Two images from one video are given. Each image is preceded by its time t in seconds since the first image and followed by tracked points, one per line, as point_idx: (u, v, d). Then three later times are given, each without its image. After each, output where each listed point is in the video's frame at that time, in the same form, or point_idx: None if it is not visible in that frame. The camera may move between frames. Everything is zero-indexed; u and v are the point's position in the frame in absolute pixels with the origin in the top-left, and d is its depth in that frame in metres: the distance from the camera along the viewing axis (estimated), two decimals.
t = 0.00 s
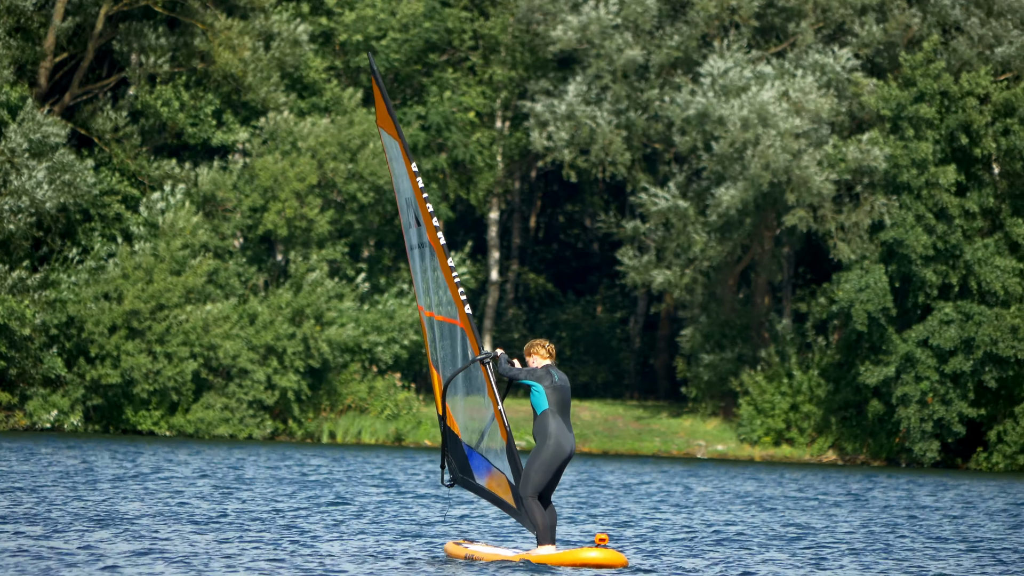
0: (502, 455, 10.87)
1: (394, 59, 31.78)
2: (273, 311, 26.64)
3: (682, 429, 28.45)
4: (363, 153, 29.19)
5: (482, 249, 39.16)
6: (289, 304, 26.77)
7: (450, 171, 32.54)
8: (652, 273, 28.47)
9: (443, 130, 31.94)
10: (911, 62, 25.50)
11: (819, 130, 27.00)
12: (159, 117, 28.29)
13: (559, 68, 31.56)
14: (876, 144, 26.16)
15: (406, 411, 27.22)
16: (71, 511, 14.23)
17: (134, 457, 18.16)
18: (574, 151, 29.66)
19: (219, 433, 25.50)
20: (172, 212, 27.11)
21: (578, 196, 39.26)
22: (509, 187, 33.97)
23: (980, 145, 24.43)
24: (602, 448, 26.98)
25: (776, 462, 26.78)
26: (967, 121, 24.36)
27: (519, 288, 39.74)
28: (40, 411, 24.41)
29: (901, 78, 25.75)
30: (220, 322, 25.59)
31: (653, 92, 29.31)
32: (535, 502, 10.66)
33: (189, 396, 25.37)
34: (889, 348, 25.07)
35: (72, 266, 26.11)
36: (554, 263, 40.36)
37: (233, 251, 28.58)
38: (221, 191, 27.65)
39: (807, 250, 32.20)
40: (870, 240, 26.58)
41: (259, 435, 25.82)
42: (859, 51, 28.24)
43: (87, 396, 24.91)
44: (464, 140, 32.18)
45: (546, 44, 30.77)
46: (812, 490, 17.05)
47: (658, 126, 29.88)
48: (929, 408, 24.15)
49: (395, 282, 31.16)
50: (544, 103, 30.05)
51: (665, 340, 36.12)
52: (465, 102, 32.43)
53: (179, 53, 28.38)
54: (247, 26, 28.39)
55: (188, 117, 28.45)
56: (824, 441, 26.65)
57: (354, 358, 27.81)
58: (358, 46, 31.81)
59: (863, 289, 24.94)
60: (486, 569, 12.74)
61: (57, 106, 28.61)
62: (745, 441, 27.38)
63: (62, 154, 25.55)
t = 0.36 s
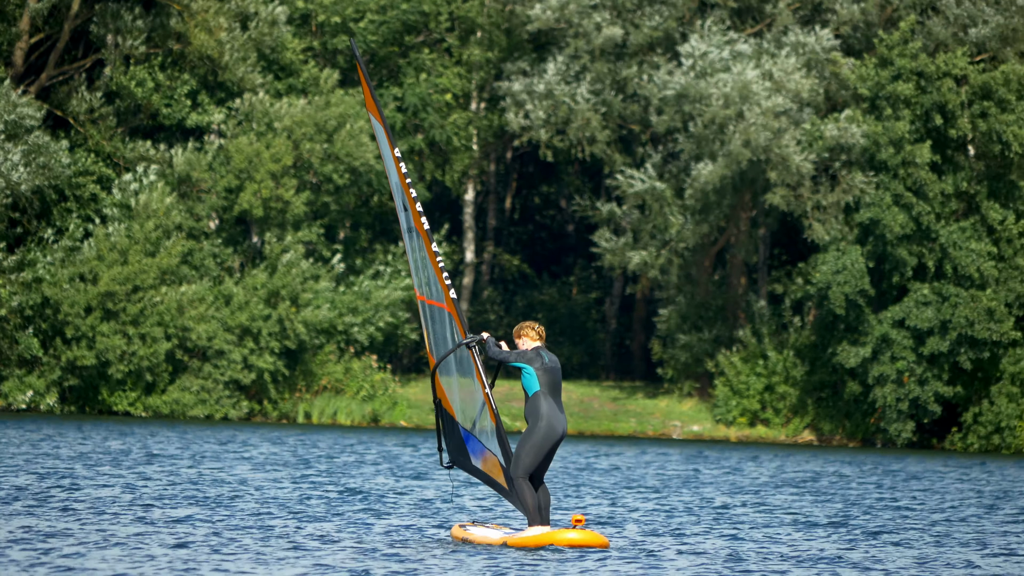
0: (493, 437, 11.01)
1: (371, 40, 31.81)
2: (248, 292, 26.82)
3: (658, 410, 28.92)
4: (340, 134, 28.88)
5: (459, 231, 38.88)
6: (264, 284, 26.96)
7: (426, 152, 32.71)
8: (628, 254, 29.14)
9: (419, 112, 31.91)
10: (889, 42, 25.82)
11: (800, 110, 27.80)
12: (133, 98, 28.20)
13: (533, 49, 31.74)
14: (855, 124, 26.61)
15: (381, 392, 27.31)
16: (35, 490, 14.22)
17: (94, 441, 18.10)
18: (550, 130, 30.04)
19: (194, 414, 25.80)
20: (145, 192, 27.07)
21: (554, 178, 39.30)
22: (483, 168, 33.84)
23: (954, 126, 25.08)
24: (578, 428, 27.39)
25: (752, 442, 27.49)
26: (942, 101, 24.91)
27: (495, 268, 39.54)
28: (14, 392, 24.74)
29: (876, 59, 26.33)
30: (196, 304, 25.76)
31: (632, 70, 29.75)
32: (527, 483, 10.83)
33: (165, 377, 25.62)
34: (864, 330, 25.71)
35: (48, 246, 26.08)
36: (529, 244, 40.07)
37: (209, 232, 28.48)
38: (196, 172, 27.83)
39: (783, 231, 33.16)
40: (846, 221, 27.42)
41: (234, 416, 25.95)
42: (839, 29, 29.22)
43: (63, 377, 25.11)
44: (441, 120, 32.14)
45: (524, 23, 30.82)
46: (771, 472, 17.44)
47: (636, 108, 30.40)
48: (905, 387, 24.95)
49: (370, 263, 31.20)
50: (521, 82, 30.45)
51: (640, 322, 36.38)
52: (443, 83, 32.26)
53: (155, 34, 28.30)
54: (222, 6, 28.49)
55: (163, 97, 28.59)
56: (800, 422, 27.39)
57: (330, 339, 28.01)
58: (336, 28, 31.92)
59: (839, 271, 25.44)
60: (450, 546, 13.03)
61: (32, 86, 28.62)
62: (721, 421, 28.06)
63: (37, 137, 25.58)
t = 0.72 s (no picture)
0: (489, 426, 10.85)
1: (353, 30, 31.95)
2: (228, 280, 26.92)
3: (638, 399, 29.25)
4: (320, 122, 28.88)
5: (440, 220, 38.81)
6: (244, 273, 27.04)
7: (407, 140, 32.73)
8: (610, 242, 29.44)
9: (400, 101, 31.97)
10: (871, 29, 26.46)
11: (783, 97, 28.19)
12: (113, 87, 28.17)
13: (514, 37, 31.85)
14: (837, 108, 27.06)
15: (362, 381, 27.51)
16: (13, 481, 14.18)
17: (66, 431, 18.11)
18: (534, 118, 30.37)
19: (175, 402, 25.92)
20: (125, 181, 27.06)
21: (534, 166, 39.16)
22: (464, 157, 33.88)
23: (936, 111, 25.29)
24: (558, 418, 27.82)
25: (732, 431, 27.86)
26: (926, 83, 25.25)
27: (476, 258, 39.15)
28: None
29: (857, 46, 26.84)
30: (176, 293, 25.87)
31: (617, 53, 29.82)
32: (525, 472, 10.69)
33: (145, 366, 25.70)
34: (845, 319, 26.36)
35: (28, 234, 26.08)
36: (510, 234, 39.91)
37: (189, 221, 28.57)
38: (175, 160, 27.71)
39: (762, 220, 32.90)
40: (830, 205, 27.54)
41: (216, 405, 26.15)
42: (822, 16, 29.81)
43: (44, 366, 25.19)
44: (423, 109, 32.30)
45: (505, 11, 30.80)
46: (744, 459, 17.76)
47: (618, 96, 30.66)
48: (886, 375, 25.62)
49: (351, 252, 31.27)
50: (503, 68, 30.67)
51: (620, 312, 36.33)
52: (424, 72, 32.20)
53: (136, 23, 28.16)
54: None
55: (142, 86, 28.38)
56: (781, 411, 27.82)
57: (311, 329, 28.14)
58: (319, 16, 31.79)
59: (823, 259, 25.94)
60: (424, 532, 13.27)
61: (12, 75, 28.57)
62: (701, 411, 28.42)
63: (17, 126, 25.52)
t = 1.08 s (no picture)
0: (488, 422, 10.78)
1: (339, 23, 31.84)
2: (214, 276, 27.01)
3: (625, 393, 29.36)
4: (304, 116, 28.95)
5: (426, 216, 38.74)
6: (231, 268, 27.14)
7: (394, 134, 32.65)
8: (597, 237, 29.51)
9: (387, 96, 31.90)
10: (862, 24, 26.67)
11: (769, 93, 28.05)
12: (100, 82, 28.12)
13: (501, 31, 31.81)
14: (825, 102, 27.00)
15: (348, 375, 27.56)
16: None
17: (40, 424, 18.04)
18: (520, 112, 30.56)
19: (161, 398, 26.09)
20: (109, 175, 27.05)
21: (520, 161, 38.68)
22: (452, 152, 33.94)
23: (925, 101, 25.50)
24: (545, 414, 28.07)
25: (719, 426, 28.00)
26: (916, 73, 25.38)
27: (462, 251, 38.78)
28: None
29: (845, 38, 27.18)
30: (162, 287, 25.98)
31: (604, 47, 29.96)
32: (527, 466, 10.67)
33: (131, 360, 25.80)
34: (832, 312, 26.64)
35: (14, 230, 26.13)
36: (495, 229, 39.77)
37: (175, 216, 28.59)
38: (162, 155, 27.73)
39: (749, 215, 32.90)
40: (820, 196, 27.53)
41: (201, 400, 26.27)
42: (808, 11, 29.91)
43: (29, 360, 25.20)
44: (409, 104, 32.18)
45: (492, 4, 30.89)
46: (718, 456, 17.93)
47: (605, 90, 30.67)
48: (873, 368, 25.97)
49: (337, 247, 31.23)
50: (490, 62, 30.82)
51: (606, 307, 36.25)
52: (410, 67, 32.34)
53: (122, 18, 28.11)
54: None
55: (128, 80, 28.22)
56: (767, 406, 27.91)
57: (297, 324, 28.18)
58: (304, 8, 32.05)
59: (813, 252, 26.21)
60: (400, 523, 13.37)
61: None
62: (688, 406, 28.56)
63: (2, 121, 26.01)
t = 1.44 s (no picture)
0: (494, 421, 10.74)
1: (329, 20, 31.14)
2: (205, 275, 26.94)
3: (616, 392, 29.40)
4: (295, 115, 28.83)
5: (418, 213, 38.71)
6: (221, 268, 27.07)
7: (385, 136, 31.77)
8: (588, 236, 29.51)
9: (377, 97, 31.18)
10: (853, 22, 26.48)
11: (757, 91, 28.11)
12: (91, 81, 28.03)
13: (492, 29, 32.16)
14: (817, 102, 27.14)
15: (339, 375, 27.60)
16: None
17: (27, 424, 18.06)
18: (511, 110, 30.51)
19: (152, 398, 26.11)
20: (101, 175, 26.98)
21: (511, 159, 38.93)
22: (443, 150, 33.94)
23: (918, 99, 25.48)
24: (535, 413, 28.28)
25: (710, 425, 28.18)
26: (910, 70, 25.31)
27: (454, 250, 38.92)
28: None
29: (838, 37, 27.11)
30: (154, 287, 26.00)
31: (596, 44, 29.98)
32: (536, 466, 10.55)
33: (122, 360, 25.85)
34: (825, 312, 26.74)
35: (4, 230, 26.11)
36: (486, 229, 39.77)
37: (166, 216, 28.53)
38: (153, 155, 27.49)
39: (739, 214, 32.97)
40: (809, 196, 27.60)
41: (191, 400, 26.34)
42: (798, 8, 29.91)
43: (20, 361, 25.17)
44: (399, 104, 31.48)
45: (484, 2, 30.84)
46: (705, 456, 18.00)
47: (596, 87, 30.65)
48: (865, 366, 25.98)
49: (328, 246, 31.24)
50: (481, 61, 30.83)
51: (598, 306, 36.19)
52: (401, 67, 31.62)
53: (112, 18, 28.19)
54: None
55: (119, 80, 28.19)
56: (758, 405, 28.18)
57: (288, 324, 28.23)
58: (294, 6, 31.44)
59: (807, 251, 26.28)
60: (388, 522, 13.38)
61: None
62: (679, 404, 28.62)
63: None
